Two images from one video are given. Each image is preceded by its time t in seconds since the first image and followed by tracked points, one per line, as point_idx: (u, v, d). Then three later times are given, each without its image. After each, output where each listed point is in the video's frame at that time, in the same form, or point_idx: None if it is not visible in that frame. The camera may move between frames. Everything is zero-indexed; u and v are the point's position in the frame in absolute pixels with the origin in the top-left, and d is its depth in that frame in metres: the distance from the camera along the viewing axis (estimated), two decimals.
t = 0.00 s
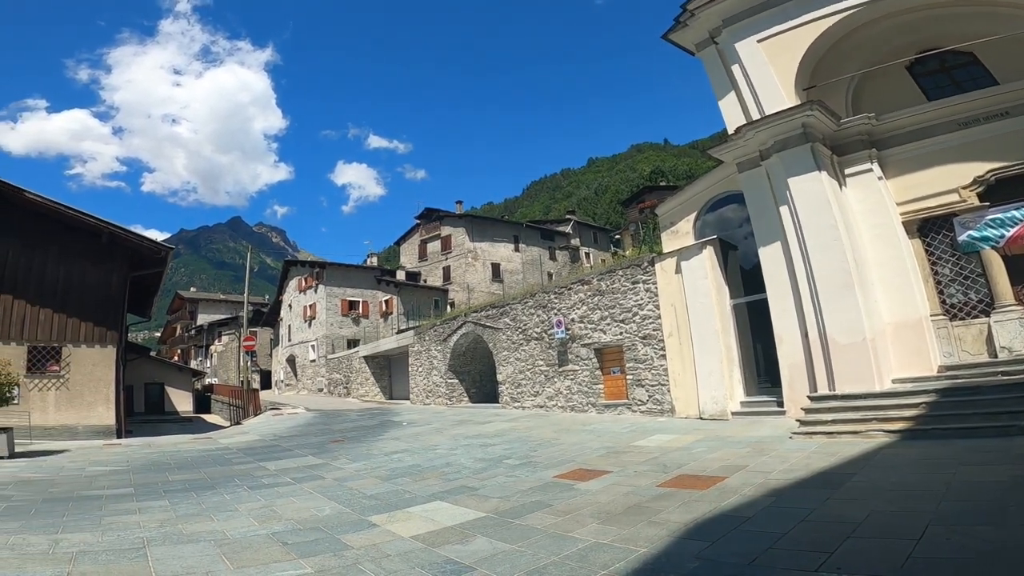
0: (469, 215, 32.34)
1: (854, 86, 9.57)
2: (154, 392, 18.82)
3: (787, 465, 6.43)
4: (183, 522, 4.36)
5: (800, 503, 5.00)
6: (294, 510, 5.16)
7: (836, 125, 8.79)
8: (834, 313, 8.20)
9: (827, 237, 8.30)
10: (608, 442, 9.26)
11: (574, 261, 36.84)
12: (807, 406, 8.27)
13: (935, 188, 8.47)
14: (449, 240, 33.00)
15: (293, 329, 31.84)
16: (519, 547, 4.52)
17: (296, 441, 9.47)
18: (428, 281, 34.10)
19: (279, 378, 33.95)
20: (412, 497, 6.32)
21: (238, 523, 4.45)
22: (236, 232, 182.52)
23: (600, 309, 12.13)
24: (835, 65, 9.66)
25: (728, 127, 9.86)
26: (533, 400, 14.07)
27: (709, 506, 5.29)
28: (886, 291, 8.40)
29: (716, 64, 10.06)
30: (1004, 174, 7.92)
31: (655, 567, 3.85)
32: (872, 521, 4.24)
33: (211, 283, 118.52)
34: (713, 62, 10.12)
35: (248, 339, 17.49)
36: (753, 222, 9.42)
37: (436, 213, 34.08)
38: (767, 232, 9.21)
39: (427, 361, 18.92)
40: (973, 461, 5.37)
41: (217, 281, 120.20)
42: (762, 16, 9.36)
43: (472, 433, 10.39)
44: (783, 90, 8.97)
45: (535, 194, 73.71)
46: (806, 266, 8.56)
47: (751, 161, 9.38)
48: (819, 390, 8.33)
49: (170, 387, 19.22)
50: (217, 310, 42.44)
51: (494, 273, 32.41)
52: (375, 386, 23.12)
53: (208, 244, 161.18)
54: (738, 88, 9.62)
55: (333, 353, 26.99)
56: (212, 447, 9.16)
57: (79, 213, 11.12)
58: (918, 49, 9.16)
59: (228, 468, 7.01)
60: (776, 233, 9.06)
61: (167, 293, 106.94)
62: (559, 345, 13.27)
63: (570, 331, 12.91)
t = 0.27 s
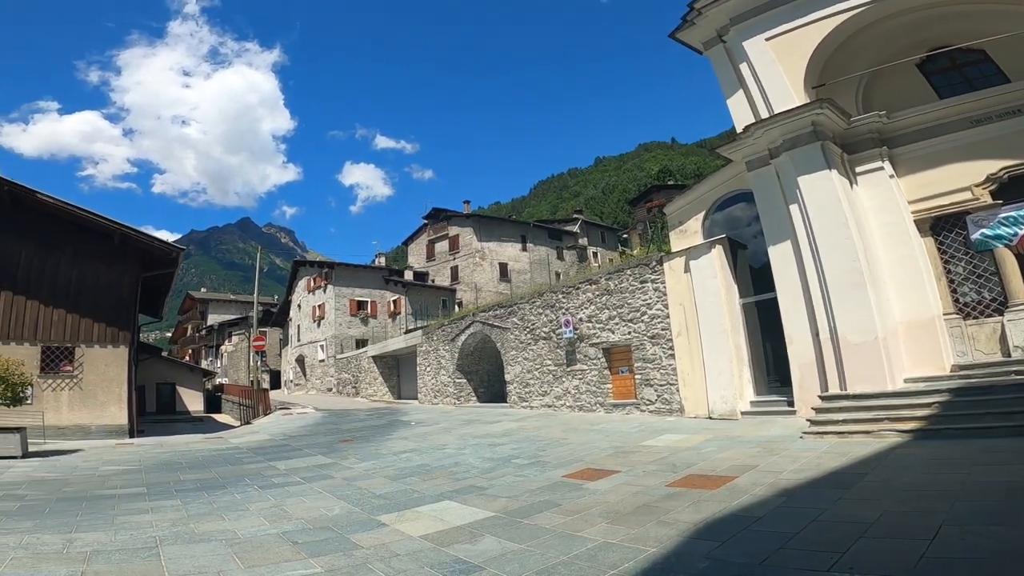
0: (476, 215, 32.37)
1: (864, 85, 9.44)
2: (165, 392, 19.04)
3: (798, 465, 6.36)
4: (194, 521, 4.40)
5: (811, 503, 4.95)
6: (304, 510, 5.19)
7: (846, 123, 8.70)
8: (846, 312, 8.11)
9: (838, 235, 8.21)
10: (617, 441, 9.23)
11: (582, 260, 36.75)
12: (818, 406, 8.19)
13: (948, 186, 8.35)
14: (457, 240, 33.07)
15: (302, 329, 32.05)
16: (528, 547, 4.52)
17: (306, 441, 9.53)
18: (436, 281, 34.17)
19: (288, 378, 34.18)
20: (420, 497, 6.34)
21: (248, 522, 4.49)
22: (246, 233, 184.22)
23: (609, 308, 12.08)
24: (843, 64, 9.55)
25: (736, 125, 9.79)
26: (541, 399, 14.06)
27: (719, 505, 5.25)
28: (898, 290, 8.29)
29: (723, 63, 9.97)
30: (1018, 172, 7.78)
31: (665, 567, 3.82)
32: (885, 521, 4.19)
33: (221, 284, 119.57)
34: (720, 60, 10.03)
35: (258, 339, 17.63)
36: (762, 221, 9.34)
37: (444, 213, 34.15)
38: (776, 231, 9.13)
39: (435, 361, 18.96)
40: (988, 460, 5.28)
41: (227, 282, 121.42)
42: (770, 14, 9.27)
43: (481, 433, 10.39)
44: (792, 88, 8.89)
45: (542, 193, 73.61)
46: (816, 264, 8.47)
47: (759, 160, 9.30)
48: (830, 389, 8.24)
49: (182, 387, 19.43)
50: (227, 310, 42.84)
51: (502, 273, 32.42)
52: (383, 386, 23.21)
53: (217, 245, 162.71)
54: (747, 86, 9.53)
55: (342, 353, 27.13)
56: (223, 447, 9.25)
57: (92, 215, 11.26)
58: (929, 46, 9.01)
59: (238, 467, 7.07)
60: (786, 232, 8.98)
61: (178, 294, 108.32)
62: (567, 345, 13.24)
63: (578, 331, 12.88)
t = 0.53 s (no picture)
0: (484, 215, 32.40)
1: (875, 82, 9.34)
2: (177, 391, 19.24)
3: (809, 464, 6.30)
4: (206, 520, 4.43)
5: (823, 503, 4.89)
6: (314, 509, 5.22)
7: (857, 121, 8.59)
8: (858, 311, 8.00)
9: (850, 234, 8.10)
10: (626, 441, 9.19)
11: (590, 260, 36.66)
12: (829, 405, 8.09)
13: (961, 184, 8.22)
14: (464, 239, 33.13)
15: (311, 329, 32.26)
16: (537, 546, 4.51)
17: (315, 440, 9.58)
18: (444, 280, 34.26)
19: (298, 377, 34.42)
20: (429, 496, 6.35)
21: (259, 521, 4.52)
22: (255, 233, 185.78)
23: (617, 307, 12.03)
24: (853, 62, 9.40)
25: (745, 124, 9.68)
26: (549, 399, 14.04)
27: (729, 505, 5.21)
28: (911, 289, 8.17)
29: (731, 62, 9.85)
30: None
31: (675, 567, 3.79)
32: (898, 521, 4.13)
33: (231, 284, 120.67)
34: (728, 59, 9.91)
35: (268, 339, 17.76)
36: (772, 220, 9.25)
37: (451, 213, 34.21)
38: (787, 230, 9.03)
39: (443, 361, 18.99)
40: (1004, 460, 5.19)
41: (237, 282, 122.59)
42: (779, 11, 9.16)
43: (489, 432, 10.40)
44: (802, 86, 8.79)
45: (550, 193, 73.47)
46: (827, 263, 8.37)
47: (769, 158, 9.20)
48: (842, 388, 8.15)
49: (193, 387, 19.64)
50: (237, 311, 43.23)
51: (509, 273, 32.43)
52: (392, 385, 23.31)
53: (227, 246, 164.25)
54: (756, 85, 9.42)
55: (351, 353, 27.28)
56: (234, 446, 9.33)
57: (105, 216, 11.40)
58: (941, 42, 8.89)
59: (249, 466, 7.13)
60: (796, 230, 8.89)
61: (189, 294, 109.57)
62: (575, 344, 13.21)
63: (587, 330, 12.84)
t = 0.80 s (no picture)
0: (492, 215, 32.42)
1: (887, 80, 9.20)
2: (189, 391, 19.46)
3: (821, 464, 6.23)
4: (218, 519, 4.48)
5: (835, 503, 4.84)
6: (324, 508, 5.25)
7: (869, 118, 8.48)
8: (870, 310, 7.90)
9: (862, 231, 8.00)
10: (635, 440, 9.16)
11: (598, 259, 36.56)
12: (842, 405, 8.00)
13: (975, 182, 8.08)
14: (473, 239, 33.17)
15: (321, 329, 32.47)
16: (546, 546, 4.50)
17: (325, 440, 9.64)
18: (452, 280, 34.31)
19: (308, 377, 34.67)
20: (438, 495, 6.36)
21: (270, 520, 4.55)
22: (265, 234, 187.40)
23: (626, 307, 11.99)
24: (864, 59, 9.29)
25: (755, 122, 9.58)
26: (558, 398, 14.02)
27: (740, 505, 5.17)
28: (924, 287, 8.06)
29: (739, 60, 9.77)
30: None
31: (685, 566, 3.77)
32: (912, 521, 4.08)
33: (241, 284, 121.69)
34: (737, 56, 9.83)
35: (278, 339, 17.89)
36: (782, 219, 9.17)
37: (459, 213, 34.26)
38: (797, 228, 8.94)
39: (452, 360, 19.03)
40: (1021, 460, 5.11)
41: (248, 283, 123.76)
42: (788, 9, 9.06)
43: (498, 432, 10.40)
44: (812, 84, 8.69)
45: (557, 192, 73.31)
46: (839, 261, 8.27)
47: (779, 157, 9.10)
48: (854, 387, 8.05)
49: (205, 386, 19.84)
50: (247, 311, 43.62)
51: (518, 272, 32.43)
52: (400, 385, 23.40)
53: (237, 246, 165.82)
54: (765, 83, 9.33)
55: (360, 352, 27.43)
56: (245, 445, 9.41)
57: (119, 218, 11.56)
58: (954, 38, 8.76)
59: (260, 465, 7.19)
60: (807, 229, 8.79)
61: (200, 295, 110.78)
62: (584, 344, 13.18)
63: (595, 330, 12.80)
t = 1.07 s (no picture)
0: (500, 215, 32.44)
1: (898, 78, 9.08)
2: (200, 390, 19.67)
3: (833, 464, 6.17)
4: (229, 518, 4.52)
5: (847, 503, 4.78)
6: (334, 507, 5.29)
7: (881, 116, 8.37)
8: (882, 309, 7.81)
9: (874, 230, 7.91)
10: (644, 440, 9.12)
11: (606, 258, 36.47)
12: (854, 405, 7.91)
13: (989, 180, 7.95)
14: (481, 239, 33.22)
15: (330, 329, 32.67)
16: (555, 545, 4.50)
17: (335, 439, 9.71)
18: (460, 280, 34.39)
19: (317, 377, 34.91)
20: (447, 495, 6.38)
21: (281, 519, 4.59)
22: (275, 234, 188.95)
23: (635, 306, 11.94)
24: (875, 57, 9.19)
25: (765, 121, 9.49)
26: (566, 398, 14.00)
27: (750, 504, 5.14)
28: (937, 286, 7.94)
29: (748, 58, 9.68)
30: None
31: (695, 566, 3.75)
32: (925, 521, 4.02)
33: (252, 284, 122.93)
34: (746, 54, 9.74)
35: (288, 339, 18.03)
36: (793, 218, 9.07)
37: (467, 212, 34.32)
38: (808, 227, 8.85)
39: (460, 360, 19.07)
40: None
41: (258, 283, 124.94)
42: (798, 6, 8.96)
43: (506, 431, 10.41)
44: (822, 81, 8.58)
45: (565, 191, 73.18)
46: (851, 260, 8.17)
47: (790, 155, 9.01)
48: (866, 387, 7.96)
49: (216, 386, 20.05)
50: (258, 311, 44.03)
51: (526, 272, 32.45)
52: (409, 385, 23.50)
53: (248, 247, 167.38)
54: (774, 81, 9.23)
55: (369, 352, 27.59)
56: (256, 445, 9.50)
57: (131, 219, 11.70)
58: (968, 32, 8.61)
59: (270, 465, 7.25)
60: (818, 228, 8.70)
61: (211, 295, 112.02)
62: (593, 343, 13.15)
63: (604, 329, 12.77)
